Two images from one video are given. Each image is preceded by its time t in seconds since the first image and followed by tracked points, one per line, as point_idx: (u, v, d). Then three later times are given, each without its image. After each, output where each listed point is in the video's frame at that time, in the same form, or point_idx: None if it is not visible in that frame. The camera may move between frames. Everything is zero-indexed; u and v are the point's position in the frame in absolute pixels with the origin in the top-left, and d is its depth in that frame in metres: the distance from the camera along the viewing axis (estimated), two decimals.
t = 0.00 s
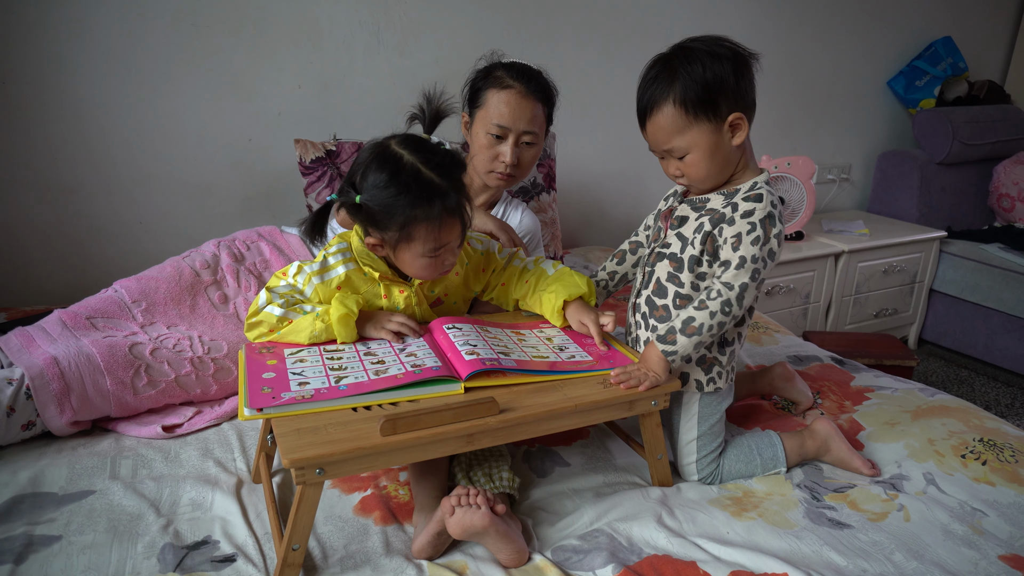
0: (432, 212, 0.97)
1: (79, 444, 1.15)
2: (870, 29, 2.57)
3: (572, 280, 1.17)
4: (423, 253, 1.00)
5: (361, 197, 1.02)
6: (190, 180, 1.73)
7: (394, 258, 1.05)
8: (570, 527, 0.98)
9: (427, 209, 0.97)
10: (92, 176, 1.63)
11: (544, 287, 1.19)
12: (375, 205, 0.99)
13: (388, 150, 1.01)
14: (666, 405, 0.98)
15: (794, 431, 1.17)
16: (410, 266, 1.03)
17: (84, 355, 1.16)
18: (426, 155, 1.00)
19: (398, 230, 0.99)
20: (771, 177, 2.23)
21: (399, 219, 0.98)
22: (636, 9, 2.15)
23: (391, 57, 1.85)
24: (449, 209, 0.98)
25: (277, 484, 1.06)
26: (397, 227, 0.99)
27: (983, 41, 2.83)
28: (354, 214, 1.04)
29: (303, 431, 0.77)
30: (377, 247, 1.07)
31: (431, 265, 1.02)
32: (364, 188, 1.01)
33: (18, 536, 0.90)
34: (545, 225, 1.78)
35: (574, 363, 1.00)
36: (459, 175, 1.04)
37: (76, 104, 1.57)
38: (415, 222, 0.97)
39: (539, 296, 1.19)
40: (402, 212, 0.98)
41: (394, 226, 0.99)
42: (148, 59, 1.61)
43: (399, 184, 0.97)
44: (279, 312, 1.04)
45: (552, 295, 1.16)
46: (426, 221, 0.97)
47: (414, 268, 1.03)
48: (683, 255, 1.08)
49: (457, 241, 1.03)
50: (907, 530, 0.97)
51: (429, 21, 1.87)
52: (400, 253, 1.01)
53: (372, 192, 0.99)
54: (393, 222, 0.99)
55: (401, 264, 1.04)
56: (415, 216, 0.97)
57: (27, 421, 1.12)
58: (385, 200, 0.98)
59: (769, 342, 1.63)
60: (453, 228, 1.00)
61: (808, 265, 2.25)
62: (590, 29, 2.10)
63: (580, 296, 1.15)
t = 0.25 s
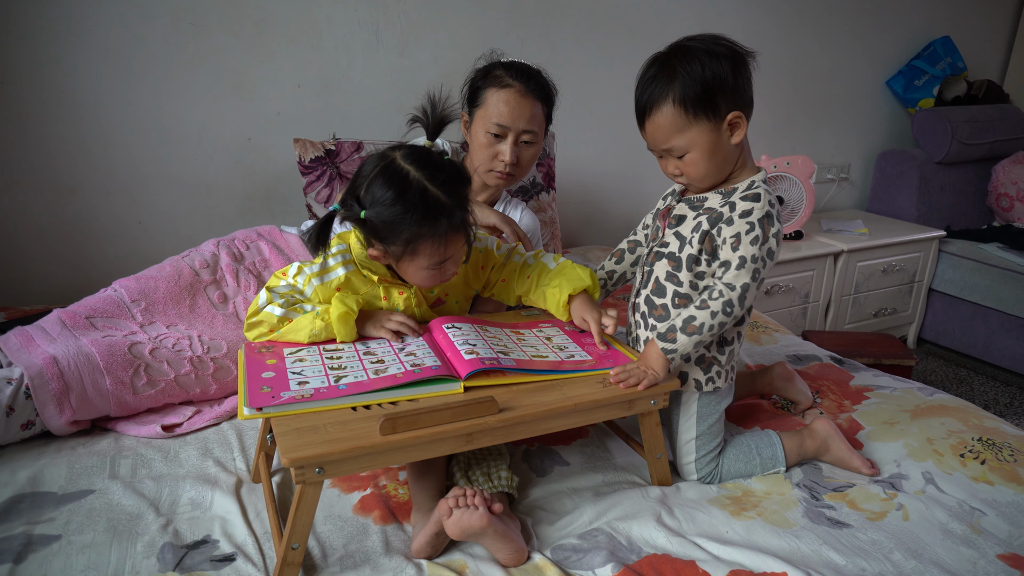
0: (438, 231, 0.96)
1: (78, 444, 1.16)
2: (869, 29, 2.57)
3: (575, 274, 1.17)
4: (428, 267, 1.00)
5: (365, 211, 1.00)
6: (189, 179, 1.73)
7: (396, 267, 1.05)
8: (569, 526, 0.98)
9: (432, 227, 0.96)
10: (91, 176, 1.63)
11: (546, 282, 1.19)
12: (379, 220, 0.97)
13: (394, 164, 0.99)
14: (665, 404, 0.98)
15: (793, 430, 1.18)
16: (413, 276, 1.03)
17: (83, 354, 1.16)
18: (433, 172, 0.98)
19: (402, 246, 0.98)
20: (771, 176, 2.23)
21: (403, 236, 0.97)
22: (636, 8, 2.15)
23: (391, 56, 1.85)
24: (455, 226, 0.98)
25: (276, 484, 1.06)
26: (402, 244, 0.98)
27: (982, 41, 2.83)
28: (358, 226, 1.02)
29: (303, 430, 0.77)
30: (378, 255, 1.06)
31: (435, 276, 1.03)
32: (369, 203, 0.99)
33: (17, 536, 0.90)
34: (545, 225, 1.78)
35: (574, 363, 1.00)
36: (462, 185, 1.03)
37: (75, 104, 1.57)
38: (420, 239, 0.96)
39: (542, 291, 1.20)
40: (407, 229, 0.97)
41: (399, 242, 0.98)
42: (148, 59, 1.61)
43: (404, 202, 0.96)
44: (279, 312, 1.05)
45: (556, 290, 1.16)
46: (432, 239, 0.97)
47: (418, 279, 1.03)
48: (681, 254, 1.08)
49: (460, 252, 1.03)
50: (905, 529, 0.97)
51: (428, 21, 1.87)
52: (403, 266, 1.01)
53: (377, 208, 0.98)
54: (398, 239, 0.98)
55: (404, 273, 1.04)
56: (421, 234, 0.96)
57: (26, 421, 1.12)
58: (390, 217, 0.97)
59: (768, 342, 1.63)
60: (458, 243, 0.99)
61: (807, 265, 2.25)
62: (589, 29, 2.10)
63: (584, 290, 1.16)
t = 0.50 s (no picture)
0: (443, 241, 0.96)
1: (78, 444, 1.16)
2: (869, 28, 2.57)
3: (576, 274, 1.16)
4: (430, 274, 1.01)
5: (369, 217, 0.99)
6: (189, 179, 1.73)
7: (396, 271, 1.04)
8: (569, 526, 0.98)
9: (437, 238, 0.96)
10: (91, 176, 1.63)
11: (547, 283, 1.19)
12: (383, 228, 0.97)
13: (400, 172, 0.98)
14: (666, 403, 0.98)
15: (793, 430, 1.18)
16: (414, 281, 1.04)
17: (83, 354, 1.16)
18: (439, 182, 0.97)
19: (406, 255, 0.98)
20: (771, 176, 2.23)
21: (408, 245, 0.97)
22: (635, 8, 2.14)
23: (390, 56, 1.85)
24: (459, 236, 0.98)
25: (276, 484, 1.06)
26: (406, 253, 0.98)
27: (982, 40, 2.83)
28: (361, 231, 1.01)
29: (303, 430, 0.77)
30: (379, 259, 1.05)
31: (436, 282, 1.03)
32: (374, 211, 0.98)
33: (17, 536, 0.90)
34: (544, 225, 1.78)
35: (574, 364, 1.00)
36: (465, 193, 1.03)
37: (74, 103, 1.57)
38: (425, 248, 0.96)
39: (542, 292, 1.19)
40: (412, 238, 0.96)
41: (403, 250, 0.98)
42: (147, 59, 1.61)
43: (410, 212, 0.95)
44: (279, 312, 1.05)
45: (557, 291, 1.16)
46: (436, 249, 0.97)
47: (418, 284, 1.04)
48: (675, 254, 1.08)
49: (461, 259, 1.04)
50: (905, 529, 0.97)
51: (428, 20, 1.87)
52: (405, 272, 1.01)
53: (382, 217, 0.97)
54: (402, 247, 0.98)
55: (404, 277, 1.04)
56: (426, 243, 0.96)
57: (26, 421, 1.12)
58: (395, 226, 0.96)
59: (768, 342, 1.63)
60: (461, 251, 1.00)
61: (807, 265, 2.25)
62: (589, 29, 2.10)
63: (585, 290, 1.16)
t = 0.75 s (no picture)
0: (448, 250, 0.97)
1: (79, 444, 1.16)
2: (869, 29, 2.57)
3: (573, 277, 1.16)
4: (432, 281, 1.01)
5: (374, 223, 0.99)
6: (189, 180, 1.73)
7: (397, 275, 1.05)
8: (569, 527, 0.98)
9: (443, 249, 0.97)
10: (91, 176, 1.63)
11: (544, 284, 1.19)
12: (389, 235, 0.97)
13: (407, 180, 0.98)
14: (666, 403, 0.98)
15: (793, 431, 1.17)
16: (415, 286, 1.04)
17: (84, 355, 1.16)
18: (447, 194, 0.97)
19: (410, 263, 0.99)
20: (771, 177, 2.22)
21: (413, 254, 0.97)
22: (635, 8, 2.15)
23: (391, 57, 1.85)
24: (463, 245, 0.99)
25: (276, 484, 1.06)
26: (410, 261, 0.98)
27: (982, 40, 2.83)
28: (365, 235, 1.01)
29: (303, 431, 0.78)
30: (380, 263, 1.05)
31: (437, 288, 1.04)
32: (380, 218, 0.98)
33: (17, 537, 0.91)
34: (544, 226, 1.78)
35: (574, 365, 1.00)
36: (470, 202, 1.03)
37: (74, 104, 1.57)
38: (430, 257, 0.97)
39: (539, 293, 1.19)
40: (417, 247, 0.97)
41: (407, 257, 0.98)
42: (147, 59, 1.61)
43: (417, 221, 0.95)
44: (279, 314, 1.05)
45: (554, 293, 1.16)
46: (441, 258, 0.97)
47: (419, 288, 1.04)
48: (670, 256, 1.08)
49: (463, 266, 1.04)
50: (905, 529, 0.97)
51: (428, 21, 1.87)
52: (407, 278, 1.01)
53: (388, 225, 0.97)
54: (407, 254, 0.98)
55: (405, 281, 1.05)
56: (431, 252, 0.96)
57: (26, 422, 1.12)
58: (401, 234, 0.96)
59: (768, 342, 1.63)
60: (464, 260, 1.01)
61: (807, 265, 2.25)
62: (589, 30, 2.10)
63: (581, 291, 1.15)
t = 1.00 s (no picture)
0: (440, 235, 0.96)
1: (78, 446, 1.16)
2: (868, 30, 2.57)
3: (571, 275, 1.16)
4: (425, 267, 1.00)
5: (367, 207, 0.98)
6: (189, 181, 1.73)
7: (392, 263, 1.04)
8: (569, 528, 0.98)
9: (434, 231, 0.96)
10: (91, 178, 1.64)
11: (542, 283, 1.20)
12: (381, 218, 0.96)
13: (401, 164, 0.97)
14: (665, 404, 0.99)
15: (793, 432, 1.17)
16: (408, 274, 1.03)
17: (83, 355, 1.16)
18: (439, 175, 0.96)
19: (402, 246, 0.98)
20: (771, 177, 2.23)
21: (404, 236, 0.96)
22: (635, 9, 2.15)
23: (390, 58, 1.85)
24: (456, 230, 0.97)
25: (276, 485, 1.06)
26: (402, 244, 0.97)
27: (982, 41, 2.83)
28: (357, 218, 1.00)
29: (302, 432, 0.77)
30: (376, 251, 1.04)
31: (431, 275, 1.02)
32: (371, 200, 0.97)
33: (16, 538, 0.90)
34: (544, 227, 1.78)
35: (572, 365, 1.00)
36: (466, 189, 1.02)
37: (74, 106, 1.58)
38: (422, 241, 0.96)
39: (539, 291, 1.20)
40: (408, 228, 0.96)
41: (400, 240, 0.97)
42: (146, 61, 1.61)
43: (410, 204, 0.94)
44: (279, 314, 1.04)
45: (551, 291, 1.17)
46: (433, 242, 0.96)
47: (413, 277, 1.03)
48: (669, 258, 1.08)
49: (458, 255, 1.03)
50: (905, 531, 0.97)
51: (428, 22, 1.87)
52: (400, 264, 1.00)
53: (379, 206, 0.96)
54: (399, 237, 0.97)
55: (399, 270, 1.04)
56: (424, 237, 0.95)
57: (26, 423, 1.12)
58: (393, 217, 0.95)
59: (768, 343, 1.63)
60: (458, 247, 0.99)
61: (807, 266, 2.25)
62: (588, 31, 2.10)
63: (579, 288, 1.16)
